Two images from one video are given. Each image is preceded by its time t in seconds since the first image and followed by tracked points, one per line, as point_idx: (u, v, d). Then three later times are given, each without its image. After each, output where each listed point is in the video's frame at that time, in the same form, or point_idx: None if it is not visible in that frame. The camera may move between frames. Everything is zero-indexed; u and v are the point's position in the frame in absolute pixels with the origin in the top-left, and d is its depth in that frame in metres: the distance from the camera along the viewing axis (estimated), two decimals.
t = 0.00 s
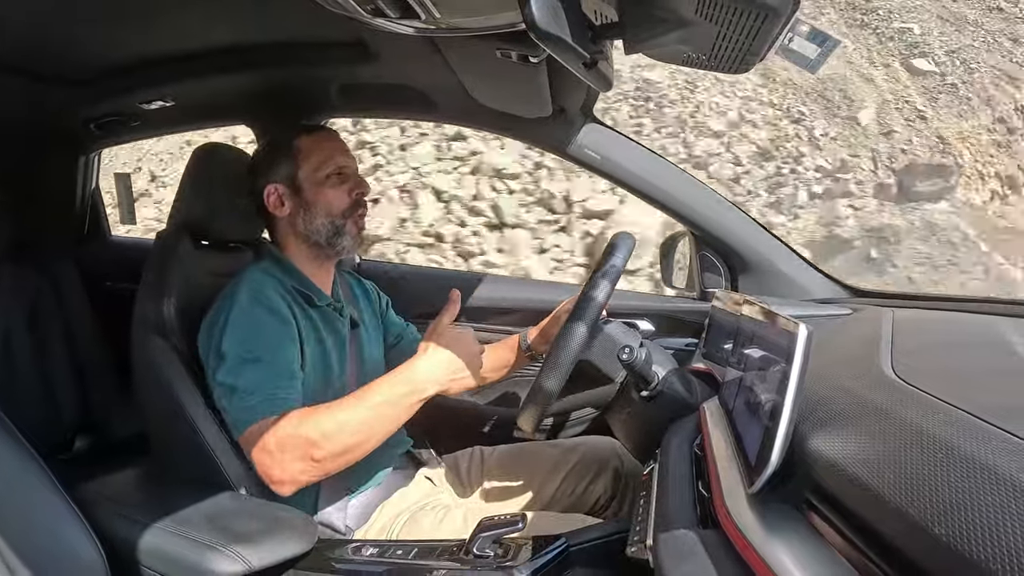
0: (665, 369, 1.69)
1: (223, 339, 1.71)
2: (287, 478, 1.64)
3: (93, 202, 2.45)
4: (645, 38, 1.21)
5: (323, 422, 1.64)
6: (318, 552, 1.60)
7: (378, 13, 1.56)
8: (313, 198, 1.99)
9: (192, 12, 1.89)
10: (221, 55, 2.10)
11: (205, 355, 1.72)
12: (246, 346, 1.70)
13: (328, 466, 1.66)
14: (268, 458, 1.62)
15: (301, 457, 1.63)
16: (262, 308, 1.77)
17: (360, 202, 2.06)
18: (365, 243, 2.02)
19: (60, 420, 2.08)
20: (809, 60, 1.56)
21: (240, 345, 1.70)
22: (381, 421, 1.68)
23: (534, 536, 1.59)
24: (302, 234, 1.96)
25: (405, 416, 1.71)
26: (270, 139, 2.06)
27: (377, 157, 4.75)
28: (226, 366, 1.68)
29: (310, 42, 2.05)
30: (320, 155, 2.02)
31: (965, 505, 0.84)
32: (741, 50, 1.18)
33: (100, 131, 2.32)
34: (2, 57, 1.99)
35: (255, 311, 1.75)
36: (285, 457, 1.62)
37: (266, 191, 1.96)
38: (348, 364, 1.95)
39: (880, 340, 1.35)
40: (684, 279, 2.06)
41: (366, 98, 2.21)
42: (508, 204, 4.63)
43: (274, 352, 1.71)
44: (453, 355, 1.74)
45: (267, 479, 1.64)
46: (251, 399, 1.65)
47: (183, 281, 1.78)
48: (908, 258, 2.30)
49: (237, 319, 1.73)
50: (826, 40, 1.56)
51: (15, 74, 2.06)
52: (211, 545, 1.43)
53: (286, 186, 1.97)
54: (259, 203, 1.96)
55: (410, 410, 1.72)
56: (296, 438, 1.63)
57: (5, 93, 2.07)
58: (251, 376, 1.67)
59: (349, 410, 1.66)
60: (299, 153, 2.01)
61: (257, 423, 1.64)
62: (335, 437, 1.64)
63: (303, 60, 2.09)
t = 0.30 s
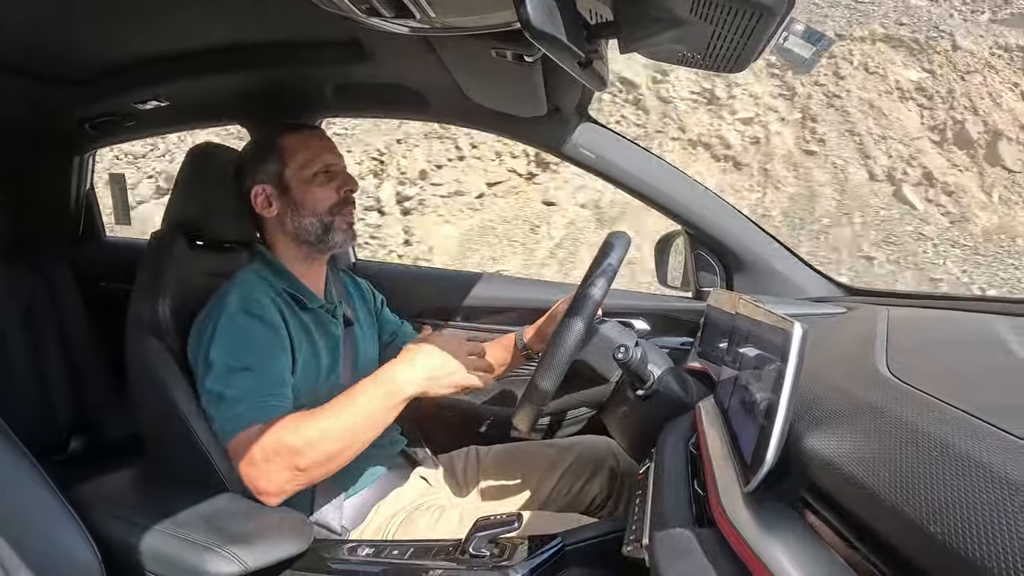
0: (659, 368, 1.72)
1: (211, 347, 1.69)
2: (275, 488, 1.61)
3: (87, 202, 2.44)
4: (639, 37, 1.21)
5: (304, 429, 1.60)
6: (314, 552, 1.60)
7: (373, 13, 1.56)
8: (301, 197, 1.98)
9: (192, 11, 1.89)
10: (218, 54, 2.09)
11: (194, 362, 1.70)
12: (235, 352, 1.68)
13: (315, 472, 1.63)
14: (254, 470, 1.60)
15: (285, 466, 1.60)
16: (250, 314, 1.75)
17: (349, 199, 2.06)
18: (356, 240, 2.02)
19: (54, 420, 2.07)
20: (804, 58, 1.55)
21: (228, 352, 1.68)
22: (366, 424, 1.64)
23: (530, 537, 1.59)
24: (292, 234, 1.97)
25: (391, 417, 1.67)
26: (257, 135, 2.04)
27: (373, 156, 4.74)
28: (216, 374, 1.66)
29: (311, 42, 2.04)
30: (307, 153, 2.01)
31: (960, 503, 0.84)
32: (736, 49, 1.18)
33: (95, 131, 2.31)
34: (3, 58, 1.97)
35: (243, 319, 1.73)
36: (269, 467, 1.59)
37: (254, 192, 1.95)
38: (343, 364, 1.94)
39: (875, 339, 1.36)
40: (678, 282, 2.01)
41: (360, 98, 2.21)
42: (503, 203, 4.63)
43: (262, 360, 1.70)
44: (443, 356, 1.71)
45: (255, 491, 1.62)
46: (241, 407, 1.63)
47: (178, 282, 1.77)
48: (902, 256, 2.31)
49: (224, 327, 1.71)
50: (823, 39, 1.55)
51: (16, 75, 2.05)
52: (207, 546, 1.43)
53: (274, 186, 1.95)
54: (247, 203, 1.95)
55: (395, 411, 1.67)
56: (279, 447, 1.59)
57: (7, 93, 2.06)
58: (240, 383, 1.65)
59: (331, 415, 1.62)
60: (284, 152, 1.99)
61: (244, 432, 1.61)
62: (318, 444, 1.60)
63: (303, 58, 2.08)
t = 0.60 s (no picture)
0: (654, 368, 1.69)
1: (197, 344, 1.69)
2: (263, 481, 1.62)
3: (80, 201, 2.43)
4: (634, 37, 1.21)
5: (281, 418, 1.60)
6: (307, 551, 1.60)
7: (368, 12, 1.56)
8: (284, 194, 1.97)
9: (190, 9, 1.88)
10: (215, 51, 2.09)
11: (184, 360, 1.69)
12: (221, 349, 1.69)
13: (298, 461, 1.63)
14: (238, 464, 1.61)
15: (267, 458, 1.60)
16: (236, 311, 1.76)
17: (331, 193, 2.05)
18: (342, 233, 2.03)
19: (48, 420, 2.06)
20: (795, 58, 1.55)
21: (215, 350, 1.68)
22: (340, 404, 1.64)
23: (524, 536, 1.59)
24: (277, 232, 1.96)
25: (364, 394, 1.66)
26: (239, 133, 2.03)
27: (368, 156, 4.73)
28: (202, 371, 1.66)
29: (310, 41, 2.03)
30: (287, 151, 2.00)
31: (952, 503, 0.85)
32: (730, 50, 1.18)
33: (88, 130, 2.31)
34: (2, 58, 1.97)
35: (228, 315, 1.74)
36: (252, 460, 1.60)
37: (237, 192, 1.92)
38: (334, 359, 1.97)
39: (868, 339, 1.36)
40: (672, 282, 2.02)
41: (354, 96, 2.21)
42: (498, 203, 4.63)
43: (246, 355, 1.71)
44: (402, 323, 1.68)
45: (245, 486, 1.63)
46: (226, 402, 1.65)
47: (172, 280, 1.76)
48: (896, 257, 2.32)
49: (211, 324, 1.72)
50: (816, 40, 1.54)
51: (16, 75, 2.04)
52: (200, 545, 1.44)
53: (256, 185, 1.94)
54: (230, 203, 1.92)
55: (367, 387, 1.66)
56: (258, 440, 1.60)
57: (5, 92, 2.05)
58: (226, 380, 1.66)
59: (302, 399, 1.62)
60: (265, 150, 1.98)
61: (229, 424, 1.63)
62: (296, 430, 1.60)
63: (300, 56, 2.08)
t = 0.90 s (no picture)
0: (650, 368, 1.70)
1: (192, 350, 1.69)
2: (253, 492, 1.60)
3: (77, 201, 2.41)
4: (632, 37, 1.21)
5: (273, 430, 1.61)
6: (304, 552, 1.60)
7: (365, 11, 1.55)
8: (276, 194, 1.97)
9: (188, 8, 1.88)
10: (212, 51, 2.08)
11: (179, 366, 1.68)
12: (214, 357, 1.70)
13: (291, 472, 1.63)
14: (229, 475, 1.60)
15: (259, 469, 1.60)
16: (231, 318, 1.77)
17: (324, 190, 2.05)
18: (336, 230, 2.02)
19: (45, 421, 2.07)
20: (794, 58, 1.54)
21: (209, 357, 1.69)
22: (333, 419, 1.63)
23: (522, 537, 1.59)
24: (271, 232, 1.95)
25: (357, 410, 1.65)
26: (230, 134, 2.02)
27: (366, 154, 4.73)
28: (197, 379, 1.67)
29: (307, 40, 2.03)
30: (277, 150, 2.00)
31: (949, 503, 0.85)
32: (728, 50, 1.18)
33: (86, 130, 2.30)
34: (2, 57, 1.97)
35: (222, 321, 1.75)
36: (244, 471, 1.59)
37: (229, 194, 1.91)
38: (331, 360, 1.96)
39: (866, 340, 1.36)
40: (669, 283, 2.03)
41: (352, 96, 2.20)
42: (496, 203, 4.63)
43: (240, 363, 1.72)
44: (399, 342, 1.64)
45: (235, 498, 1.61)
46: (220, 410, 1.65)
47: (170, 281, 1.75)
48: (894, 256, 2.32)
49: (206, 330, 1.73)
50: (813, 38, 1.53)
51: (15, 74, 2.05)
52: (198, 546, 1.44)
53: (248, 186, 1.93)
54: (223, 205, 1.91)
55: (360, 404, 1.65)
56: (251, 451, 1.60)
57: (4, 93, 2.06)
58: (219, 387, 1.67)
59: (295, 413, 1.62)
60: (254, 150, 1.97)
61: (222, 433, 1.64)
62: (287, 443, 1.60)
63: (297, 55, 2.07)
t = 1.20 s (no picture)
0: (650, 371, 1.70)
1: (192, 355, 1.69)
2: (252, 496, 1.60)
3: (77, 204, 2.42)
4: (631, 41, 1.22)
5: (270, 433, 1.61)
6: (304, 556, 1.59)
7: (365, 15, 1.56)
8: (273, 201, 1.95)
9: (188, 13, 1.88)
10: (213, 54, 2.08)
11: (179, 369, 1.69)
12: (214, 361, 1.69)
13: (290, 476, 1.62)
14: (228, 478, 1.60)
15: (257, 473, 1.59)
16: (230, 321, 1.75)
17: (320, 195, 2.04)
18: (334, 235, 2.01)
19: (44, 424, 2.09)
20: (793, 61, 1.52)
21: (208, 362, 1.68)
22: (330, 421, 1.63)
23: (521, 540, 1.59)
24: (268, 239, 1.94)
25: (354, 412, 1.65)
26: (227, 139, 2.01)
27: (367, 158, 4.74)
28: (197, 384, 1.66)
29: (308, 44, 2.03)
30: (273, 156, 1.99)
31: (951, 507, 0.84)
32: (727, 55, 1.19)
33: (86, 133, 2.31)
34: (2, 58, 1.97)
35: (221, 325, 1.74)
36: (243, 474, 1.59)
37: (226, 202, 1.90)
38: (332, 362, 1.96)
39: (866, 343, 1.36)
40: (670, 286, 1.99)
41: (352, 100, 2.20)
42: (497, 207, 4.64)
43: (239, 366, 1.70)
44: (395, 344, 1.66)
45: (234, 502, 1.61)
46: (219, 414, 1.64)
47: (169, 284, 1.76)
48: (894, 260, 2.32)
49: (205, 335, 1.71)
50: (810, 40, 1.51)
51: (16, 76, 2.06)
52: (198, 550, 1.44)
53: (244, 194, 1.92)
54: (219, 213, 1.90)
55: (358, 406, 1.66)
56: (248, 454, 1.60)
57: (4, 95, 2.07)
58: (218, 392, 1.66)
59: (292, 415, 1.62)
60: (250, 157, 1.97)
61: (221, 437, 1.63)
62: (285, 446, 1.60)
63: (298, 58, 2.07)
